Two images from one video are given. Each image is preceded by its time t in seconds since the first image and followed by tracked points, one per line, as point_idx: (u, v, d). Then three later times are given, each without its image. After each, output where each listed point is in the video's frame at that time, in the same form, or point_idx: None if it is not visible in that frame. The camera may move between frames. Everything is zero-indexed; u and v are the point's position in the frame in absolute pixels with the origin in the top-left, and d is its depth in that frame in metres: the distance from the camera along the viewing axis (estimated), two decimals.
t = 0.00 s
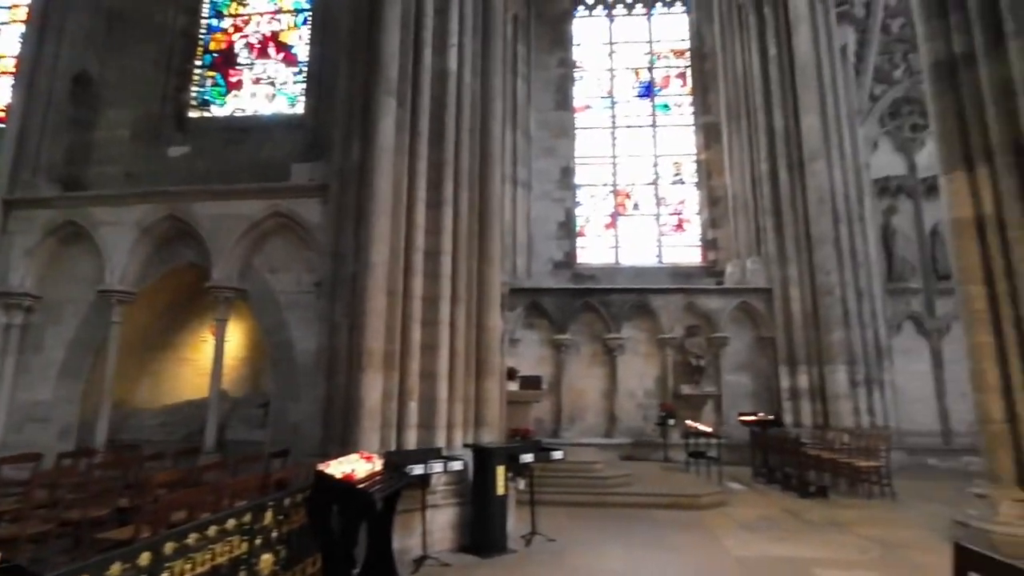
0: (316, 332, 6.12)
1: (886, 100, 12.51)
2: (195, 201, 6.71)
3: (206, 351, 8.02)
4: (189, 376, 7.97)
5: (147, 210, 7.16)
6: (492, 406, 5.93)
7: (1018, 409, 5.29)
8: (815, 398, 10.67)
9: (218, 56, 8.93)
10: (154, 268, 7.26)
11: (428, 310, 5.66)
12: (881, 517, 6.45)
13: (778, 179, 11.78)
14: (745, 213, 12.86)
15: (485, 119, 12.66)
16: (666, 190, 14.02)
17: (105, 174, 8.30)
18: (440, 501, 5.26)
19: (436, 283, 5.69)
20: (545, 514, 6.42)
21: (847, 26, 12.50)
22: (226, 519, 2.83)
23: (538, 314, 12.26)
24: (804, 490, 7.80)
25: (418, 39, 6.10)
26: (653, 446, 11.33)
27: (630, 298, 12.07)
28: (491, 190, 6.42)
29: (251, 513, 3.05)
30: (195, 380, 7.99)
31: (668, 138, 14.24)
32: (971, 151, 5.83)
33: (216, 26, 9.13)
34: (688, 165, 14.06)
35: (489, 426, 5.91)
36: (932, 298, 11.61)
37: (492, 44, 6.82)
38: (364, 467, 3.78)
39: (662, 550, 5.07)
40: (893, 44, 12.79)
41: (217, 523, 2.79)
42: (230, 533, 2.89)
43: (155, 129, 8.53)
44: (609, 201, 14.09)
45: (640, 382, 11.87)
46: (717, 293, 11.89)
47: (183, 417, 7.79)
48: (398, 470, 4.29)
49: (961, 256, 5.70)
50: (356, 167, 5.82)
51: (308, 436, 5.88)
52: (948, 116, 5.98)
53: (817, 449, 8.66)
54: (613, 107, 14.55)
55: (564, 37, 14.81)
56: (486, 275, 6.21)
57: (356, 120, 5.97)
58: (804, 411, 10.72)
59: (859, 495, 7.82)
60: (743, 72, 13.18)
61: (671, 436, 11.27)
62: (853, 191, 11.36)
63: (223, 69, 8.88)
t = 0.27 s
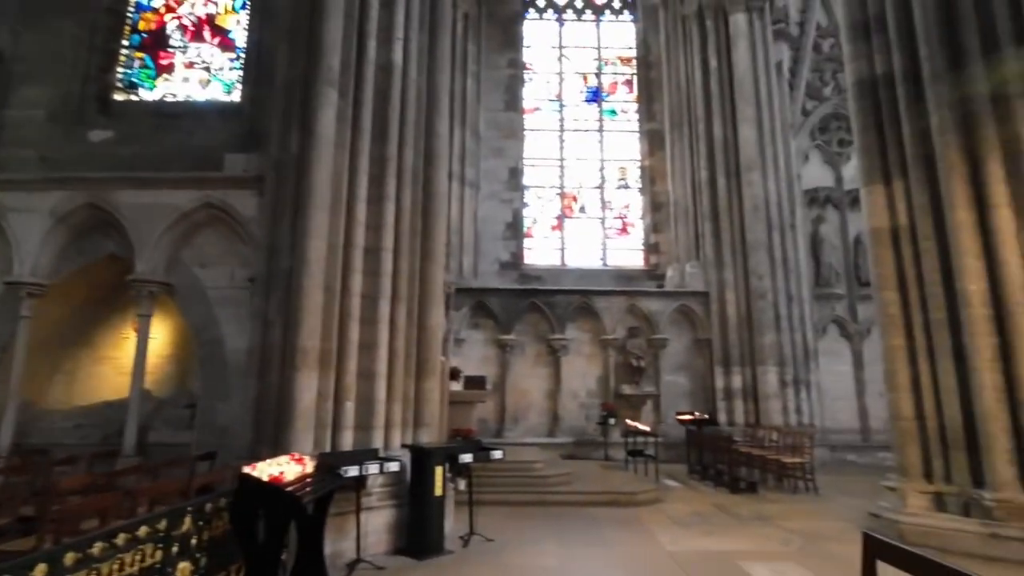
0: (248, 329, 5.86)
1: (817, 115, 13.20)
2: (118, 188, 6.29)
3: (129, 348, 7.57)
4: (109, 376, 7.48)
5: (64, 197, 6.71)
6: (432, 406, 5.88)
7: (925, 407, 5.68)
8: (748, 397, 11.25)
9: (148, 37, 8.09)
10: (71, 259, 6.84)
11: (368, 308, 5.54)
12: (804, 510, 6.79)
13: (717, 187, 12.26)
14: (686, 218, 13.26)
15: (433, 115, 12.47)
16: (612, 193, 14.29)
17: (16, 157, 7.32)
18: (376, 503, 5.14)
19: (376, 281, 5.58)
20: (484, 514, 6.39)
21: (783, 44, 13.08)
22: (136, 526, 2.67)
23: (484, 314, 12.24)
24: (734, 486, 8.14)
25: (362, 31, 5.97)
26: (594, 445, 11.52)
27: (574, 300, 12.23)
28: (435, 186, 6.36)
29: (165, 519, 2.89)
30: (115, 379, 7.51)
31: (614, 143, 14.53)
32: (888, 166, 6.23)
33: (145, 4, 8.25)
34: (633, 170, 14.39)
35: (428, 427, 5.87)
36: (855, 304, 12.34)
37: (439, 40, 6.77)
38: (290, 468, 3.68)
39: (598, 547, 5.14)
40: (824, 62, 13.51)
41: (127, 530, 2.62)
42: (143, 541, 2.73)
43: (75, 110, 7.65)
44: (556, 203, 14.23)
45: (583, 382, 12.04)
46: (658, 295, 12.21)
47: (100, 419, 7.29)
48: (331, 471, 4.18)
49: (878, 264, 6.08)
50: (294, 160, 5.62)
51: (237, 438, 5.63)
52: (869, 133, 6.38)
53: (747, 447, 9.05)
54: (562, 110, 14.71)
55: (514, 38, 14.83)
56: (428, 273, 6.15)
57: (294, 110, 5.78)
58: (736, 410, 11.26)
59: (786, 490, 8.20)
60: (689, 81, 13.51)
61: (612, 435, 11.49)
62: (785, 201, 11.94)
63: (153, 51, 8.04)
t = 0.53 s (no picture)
0: (197, 330, 5.61)
1: (773, 127, 13.58)
2: (58, 180, 5.95)
3: (69, 350, 7.16)
4: (46, 379, 7.08)
5: None
6: (390, 411, 5.77)
7: (871, 409, 5.88)
8: (705, 401, 11.49)
9: (96, 23, 7.44)
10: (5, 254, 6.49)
11: (324, 308, 5.39)
12: (757, 511, 6.94)
13: (678, 195, 12.52)
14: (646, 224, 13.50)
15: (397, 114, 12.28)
16: (575, 199, 14.40)
17: None
18: (330, 510, 4.98)
19: (334, 281, 5.44)
20: (442, 519, 6.30)
21: (741, 56, 13.67)
22: (67, 537, 2.51)
23: (446, 317, 12.13)
24: (691, 488, 8.20)
25: (323, 25, 5.84)
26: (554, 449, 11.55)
27: (537, 303, 12.25)
28: (397, 186, 6.27)
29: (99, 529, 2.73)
30: (53, 382, 7.11)
31: (579, 149, 14.66)
32: (839, 177, 6.46)
33: None
34: (596, 176, 14.55)
35: (385, 431, 5.75)
36: (807, 310, 12.75)
37: (402, 38, 6.69)
38: (236, 475, 3.54)
39: (557, 551, 5.13)
40: (780, 76, 13.97)
41: (56, 542, 2.47)
42: (73, 552, 2.57)
43: (12, 96, 6.93)
44: (520, 207, 14.23)
45: (545, 386, 12.06)
46: (620, 300, 12.34)
47: (37, 423, 6.95)
48: (281, 478, 4.04)
49: (828, 272, 6.29)
50: (250, 155, 5.43)
51: (183, 444, 5.38)
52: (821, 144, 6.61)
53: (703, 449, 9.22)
54: (527, 115, 14.75)
55: (481, 40, 14.80)
56: (387, 274, 6.04)
57: (251, 103, 5.59)
58: (694, 413, 11.51)
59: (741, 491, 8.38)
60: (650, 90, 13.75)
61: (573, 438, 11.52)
62: (742, 209, 12.27)
63: (100, 38, 7.39)
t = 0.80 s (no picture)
0: (155, 336, 5.36)
1: (742, 142, 13.86)
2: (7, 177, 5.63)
3: (16, 357, 6.79)
4: None
5: None
6: (357, 420, 5.63)
7: (838, 419, 5.97)
8: (675, 411, 11.57)
9: (53, 16, 6.97)
10: None
11: (291, 315, 5.23)
12: (726, 521, 6.96)
13: (650, 206, 12.67)
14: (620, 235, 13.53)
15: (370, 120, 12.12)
16: (549, 208, 14.43)
17: None
18: (292, 526, 4.78)
19: (301, 287, 5.29)
20: (410, 533, 6.13)
21: (711, 72, 13.97)
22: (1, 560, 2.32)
23: (417, 326, 11.97)
24: (661, 498, 8.16)
25: (294, 25, 5.72)
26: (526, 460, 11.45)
27: (510, 312, 12.18)
28: (368, 191, 6.16)
29: (38, 551, 2.53)
30: None
31: (552, 159, 14.71)
32: (807, 191, 6.59)
33: None
34: (570, 187, 14.62)
35: (352, 442, 5.59)
36: (774, 321, 12.99)
37: (375, 42, 6.62)
38: (190, 490, 3.36)
39: (527, 565, 5.03)
40: (749, 92, 14.29)
41: None
42: None
43: None
44: (494, 216, 14.18)
45: (516, 395, 11.97)
46: (592, 310, 12.37)
47: None
48: (241, 492, 3.86)
49: (796, 283, 6.39)
50: (215, 155, 5.25)
51: (137, 456, 5.11)
52: (790, 158, 6.75)
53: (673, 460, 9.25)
54: (501, 124, 14.75)
55: (456, 48, 14.80)
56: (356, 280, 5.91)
57: (217, 102, 5.41)
58: (665, 423, 11.58)
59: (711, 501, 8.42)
60: (624, 102, 13.89)
61: (544, 449, 11.45)
62: (712, 222, 12.46)
63: (59, 32, 6.94)
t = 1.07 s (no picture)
0: (122, 347, 5.13)
1: (723, 156, 14.01)
2: None
3: None
4: None
5: None
6: (334, 434, 5.50)
7: (821, 432, 5.95)
8: (658, 424, 11.53)
9: (23, 14, 6.70)
10: None
11: (266, 325, 5.05)
12: (710, 536, 6.88)
13: (632, 218, 12.72)
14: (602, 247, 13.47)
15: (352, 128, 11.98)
16: (532, 220, 14.39)
17: None
18: (264, 547, 4.57)
19: (277, 296, 5.12)
20: (388, 552, 5.94)
21: (693, 86, 14.15)
22: None
23: (398, 337, 11.78)
24: (644, 512, 8.05)
25: (275, 29, 5.59)
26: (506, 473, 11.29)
27: (492, 324, 12.07)
28: (349, 199, 6.03)
29: None
30: None
31: (536, 170, 14.71)
32: (789, 205, 6.62)
33: None
34: (553, 199, 14.62)
35: (328, 458, 5.41)
36: (755, 334, 13.06)
37: (358, 48, 6.52)
38: (153, 511, 3.18)
39: None
40: (729, 107, 14.47)
41: None
42: None
43: None
44: (476, 227, 14.09)
45: (498, 408, 11.82)
46: (574, 321, 12.31)
47: None
48: (209, 512, 3.66)
49: (779, 296, 6.40)
50: (189, 160, 5.08)
51: (100, 474, 4.85)
52: (772, 172, 6.79)
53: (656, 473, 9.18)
54: (484, 134, 14.71)
55: (439, 59, 14.78)
56: (335, 290, 5.76)
57: (192, 105, 5.25)
58: (647, 435, 11.53)
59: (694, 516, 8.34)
60: (606, 115, 13.96)
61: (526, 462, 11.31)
62: (694, 235, 12.55)
63: (28, 32, 6.66)
